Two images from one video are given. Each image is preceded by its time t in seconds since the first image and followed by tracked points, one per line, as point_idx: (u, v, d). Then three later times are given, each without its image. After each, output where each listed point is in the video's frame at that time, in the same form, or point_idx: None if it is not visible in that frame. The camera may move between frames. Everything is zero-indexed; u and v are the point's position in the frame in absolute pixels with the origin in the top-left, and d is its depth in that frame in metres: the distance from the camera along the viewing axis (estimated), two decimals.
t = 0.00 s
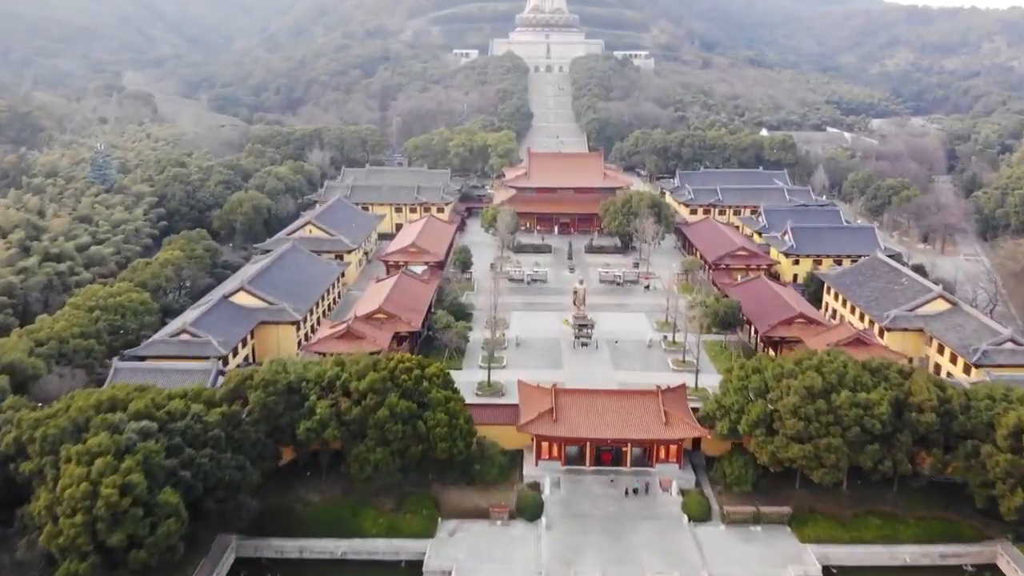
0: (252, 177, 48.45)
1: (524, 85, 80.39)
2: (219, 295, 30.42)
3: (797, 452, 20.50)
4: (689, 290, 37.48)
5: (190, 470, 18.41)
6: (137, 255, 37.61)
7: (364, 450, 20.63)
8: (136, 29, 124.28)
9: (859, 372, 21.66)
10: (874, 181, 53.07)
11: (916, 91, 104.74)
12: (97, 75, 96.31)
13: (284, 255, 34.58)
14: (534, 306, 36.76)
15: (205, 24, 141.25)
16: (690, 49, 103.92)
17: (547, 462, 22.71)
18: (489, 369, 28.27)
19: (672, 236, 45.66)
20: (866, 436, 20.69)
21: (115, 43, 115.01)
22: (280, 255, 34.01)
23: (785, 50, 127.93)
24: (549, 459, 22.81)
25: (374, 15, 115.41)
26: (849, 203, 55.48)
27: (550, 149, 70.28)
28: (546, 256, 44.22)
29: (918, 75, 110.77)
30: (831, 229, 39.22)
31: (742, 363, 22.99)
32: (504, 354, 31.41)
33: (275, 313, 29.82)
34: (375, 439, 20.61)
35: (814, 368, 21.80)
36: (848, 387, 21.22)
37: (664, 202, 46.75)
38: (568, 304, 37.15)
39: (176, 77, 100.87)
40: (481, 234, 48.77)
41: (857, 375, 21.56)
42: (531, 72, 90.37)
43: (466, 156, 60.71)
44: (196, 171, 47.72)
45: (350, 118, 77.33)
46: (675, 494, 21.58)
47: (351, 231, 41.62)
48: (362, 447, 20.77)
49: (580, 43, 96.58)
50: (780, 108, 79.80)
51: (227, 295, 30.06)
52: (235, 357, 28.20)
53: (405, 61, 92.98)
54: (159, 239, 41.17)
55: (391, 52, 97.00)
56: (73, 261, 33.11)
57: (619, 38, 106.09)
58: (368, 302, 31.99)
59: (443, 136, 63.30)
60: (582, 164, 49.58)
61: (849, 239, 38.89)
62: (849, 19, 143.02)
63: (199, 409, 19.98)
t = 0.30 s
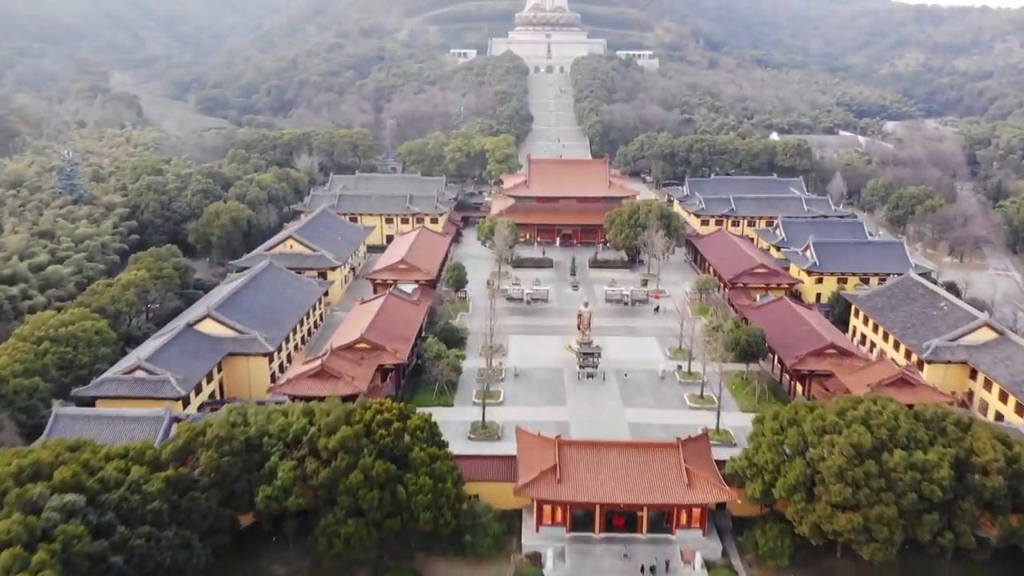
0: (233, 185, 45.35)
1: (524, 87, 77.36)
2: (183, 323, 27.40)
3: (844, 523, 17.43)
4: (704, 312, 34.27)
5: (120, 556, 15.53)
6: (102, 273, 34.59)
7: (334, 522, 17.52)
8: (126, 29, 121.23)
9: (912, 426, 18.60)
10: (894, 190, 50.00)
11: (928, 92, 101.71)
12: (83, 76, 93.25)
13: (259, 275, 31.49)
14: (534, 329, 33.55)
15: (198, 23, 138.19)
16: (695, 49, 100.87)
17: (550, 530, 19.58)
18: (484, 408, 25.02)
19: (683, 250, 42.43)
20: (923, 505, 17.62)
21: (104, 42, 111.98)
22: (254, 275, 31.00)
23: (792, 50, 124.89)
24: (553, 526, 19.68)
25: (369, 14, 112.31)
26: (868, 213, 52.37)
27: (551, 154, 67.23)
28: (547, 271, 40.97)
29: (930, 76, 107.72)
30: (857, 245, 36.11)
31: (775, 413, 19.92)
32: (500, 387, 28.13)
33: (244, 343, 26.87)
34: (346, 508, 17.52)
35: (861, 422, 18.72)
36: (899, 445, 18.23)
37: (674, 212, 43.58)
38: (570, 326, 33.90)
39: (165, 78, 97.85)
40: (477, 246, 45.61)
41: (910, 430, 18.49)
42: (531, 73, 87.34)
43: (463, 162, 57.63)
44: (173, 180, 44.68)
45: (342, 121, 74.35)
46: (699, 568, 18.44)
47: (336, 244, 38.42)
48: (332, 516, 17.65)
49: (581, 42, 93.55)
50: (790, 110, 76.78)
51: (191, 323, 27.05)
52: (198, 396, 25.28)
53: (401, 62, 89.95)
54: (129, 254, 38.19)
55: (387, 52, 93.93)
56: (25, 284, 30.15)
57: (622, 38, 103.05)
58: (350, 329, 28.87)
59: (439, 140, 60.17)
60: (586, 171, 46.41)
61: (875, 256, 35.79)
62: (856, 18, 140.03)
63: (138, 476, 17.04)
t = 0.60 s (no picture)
0: (212, 194, 42.26)
1: (524, 88, 74.34)
2: (138, 358, 24.35)
3: None
4: (722, 337, 31.15)
5: None
6: (60, 294, 31.54)
7: None
8: (116, 27, 118.03)
9: (986, 500, 15.53)
10: (917, 199, 47.06)
11: (941, 94, 98.73)
12: (67, 76, 90.09)
13: (230, 300, 28.38)
14: (535, 357, 30.27)
15: (190, 22, 134.99)
16: (700, 48, 97.81)
17: None
18: (477, 459, 21.84)
19: (696, 265, 39.26)
20: None
21: (92, 41, 108.81)
22: (224, 299, 28.05)
23: (799, 49, 121.80)
24: None
25: (365, 13, 109.22)
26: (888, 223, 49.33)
27: (552, 159, 64.19)
28: (549, 289, 37.79)
29: (941, 76, 104.71)
30: (887, 263, 33.04)
31: (821, 481, 17.13)
32: (496, 427, 24.82)
33: (207, 381, 23.94)
34: None
35: (923, 495, 15.71)
36: (973, 525, 15.11)
37: (686, 224, 40.43)
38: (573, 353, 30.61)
39: (154, 79, 94.72)
40: (472, 261, 42.40)
41: (984, 506, 15.40)
42: (531, 73, 84.30)
43: (459, 169, 54.57)
44: (148, 190, 41.62)
45: (334, 124, 71.33)
46: None
47: (318, 261, 35.25)
48: None
49: (583, 42, 90.50)
50: (801, 112, 73.76)
51: (147, 358, 24.00)
52: (152, 445, 22.28)
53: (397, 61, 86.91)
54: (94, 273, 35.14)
55: (382, 51, 90.85)
56: None
57: (625, 37, 99.99)
58: (330, 361, 25.88)
59: (434, 144, 57.09)
60: (590, 179, 43.28)
61: (907, 274, 32.70)
62: (864, 17, 136.98)
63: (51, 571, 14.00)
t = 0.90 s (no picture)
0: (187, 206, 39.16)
1: (523, 90, 71.31)
2: (83, 402, 21.39)
3: None
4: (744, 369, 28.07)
5: None
6: (10, 321, 28.54)
7: None
8: (104, 26, 114.75)
9: None
10: (943, 209, 44.11)
11: (954, 95, 95.74)
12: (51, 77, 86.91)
13: (192, 331, 25.43)
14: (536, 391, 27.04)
15: (182, 21, 131.76)
16: (705, 48, 94.76)
17: None
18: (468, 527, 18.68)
19: (711, 283, 36.16)
20: None
21: (78, 41, 105.58)
22: (186, 330, 25.17)
23: (806, 49, 118.75)
24: None
25: (359, 12, 106.20)
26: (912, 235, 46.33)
27: (553, 165, 61.16)
28: (550, 309, 34.60)
29: (954, 77, 101.75)
30: (923, 284, 30.21)
31: None
32: (494, 482, 21.64)
33: (159, 432, 21.02)
34: None
35: None
36: None
37: (699, 238, 37.36)
38: (579, 385, 27.41)
39: (141, 80, 91.60)
40: (467, 277, 39.33)
41: None
42: (530, 74, 81.26)
43: (455, 176, 51.55)
44: (118, 202, 38.59)
45: (326, 127, 68.28)
46: None
47: (297, 280, 32.11)
48: None
49: (585, 41, 87.43)
50: (813, 115, 70.79)
51: (92, 403, 21.06)
52: (93, 508, 19.35)
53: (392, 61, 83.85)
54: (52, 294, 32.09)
55: (377, 51, 87.77)
56: None
57: (628, 37, 96.97)
58: (303, 402, 22.95)
59: (429, 148, 54.05)
60: (594, 189, 40.15)
61: (945, 299, 29.92)
62: (871, 16, 133.94)
63: None
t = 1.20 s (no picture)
0: (156, 219, 35.94)
1: (523, 91, 68.10)
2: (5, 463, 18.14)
3: None
4: (771, 410, 24.88)
5: None
6: None
7: None
8: (91, 24, 111.31)
9: None
10: (974, 222, 41.00)
11: (969, 96, 92.54)
12: (32, 78, 83.61)
13: (143, 372, 22.31)
14: (537, 436, 23.82)
15: (173, 20, 128.41)
16: (711, 48, 91.55)
17: None
18: None
19: (728, 305, 33.01)
20: None
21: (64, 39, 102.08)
22: (135, 373, 22.09)
23: (814, 49, 115.58)
24: None
25: (354, 11, 103.04)
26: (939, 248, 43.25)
27: (553, 171, 58.02)
28: (553, 335, 31.38)
29: (967, 77, 98.56)
30: (968, 311, 27.26)
31: None
32: (486, 557, 18.43)
33: (93, 500, 17.98)
34: None
35: None
36: None
37: (716, 255, 34.20)
38: (586, 429, 24.18)
39: (128, 81, 88.33)
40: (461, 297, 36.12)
41: None
42: (530, 75, 78.11)
43: (450, 184, 48.42)
44: (81, 216, 35.42)
45: (316, 131, 65.10)
46: None
47: (272, 305, 28.92)
48: None
49: (587, 41, 84.23)
50: (826, 118, 67.61)
51: (16, 465, 17.81)
52: None
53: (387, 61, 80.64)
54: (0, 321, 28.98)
55: (371, 50, 84.56)
56: None
57: (631, 36, 93.81)
58: (266, 459, 19.87)
59: (423, 154, 50.88)
60: (599, 200, 36.86)
61: (994, 329, 26.89)
62: (879, 15, 130.78)
63: None
